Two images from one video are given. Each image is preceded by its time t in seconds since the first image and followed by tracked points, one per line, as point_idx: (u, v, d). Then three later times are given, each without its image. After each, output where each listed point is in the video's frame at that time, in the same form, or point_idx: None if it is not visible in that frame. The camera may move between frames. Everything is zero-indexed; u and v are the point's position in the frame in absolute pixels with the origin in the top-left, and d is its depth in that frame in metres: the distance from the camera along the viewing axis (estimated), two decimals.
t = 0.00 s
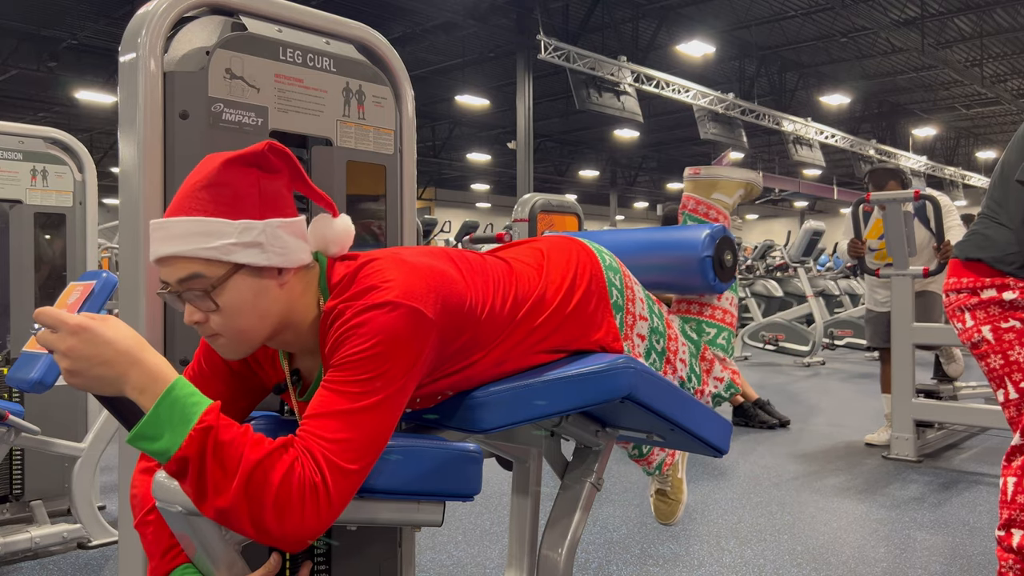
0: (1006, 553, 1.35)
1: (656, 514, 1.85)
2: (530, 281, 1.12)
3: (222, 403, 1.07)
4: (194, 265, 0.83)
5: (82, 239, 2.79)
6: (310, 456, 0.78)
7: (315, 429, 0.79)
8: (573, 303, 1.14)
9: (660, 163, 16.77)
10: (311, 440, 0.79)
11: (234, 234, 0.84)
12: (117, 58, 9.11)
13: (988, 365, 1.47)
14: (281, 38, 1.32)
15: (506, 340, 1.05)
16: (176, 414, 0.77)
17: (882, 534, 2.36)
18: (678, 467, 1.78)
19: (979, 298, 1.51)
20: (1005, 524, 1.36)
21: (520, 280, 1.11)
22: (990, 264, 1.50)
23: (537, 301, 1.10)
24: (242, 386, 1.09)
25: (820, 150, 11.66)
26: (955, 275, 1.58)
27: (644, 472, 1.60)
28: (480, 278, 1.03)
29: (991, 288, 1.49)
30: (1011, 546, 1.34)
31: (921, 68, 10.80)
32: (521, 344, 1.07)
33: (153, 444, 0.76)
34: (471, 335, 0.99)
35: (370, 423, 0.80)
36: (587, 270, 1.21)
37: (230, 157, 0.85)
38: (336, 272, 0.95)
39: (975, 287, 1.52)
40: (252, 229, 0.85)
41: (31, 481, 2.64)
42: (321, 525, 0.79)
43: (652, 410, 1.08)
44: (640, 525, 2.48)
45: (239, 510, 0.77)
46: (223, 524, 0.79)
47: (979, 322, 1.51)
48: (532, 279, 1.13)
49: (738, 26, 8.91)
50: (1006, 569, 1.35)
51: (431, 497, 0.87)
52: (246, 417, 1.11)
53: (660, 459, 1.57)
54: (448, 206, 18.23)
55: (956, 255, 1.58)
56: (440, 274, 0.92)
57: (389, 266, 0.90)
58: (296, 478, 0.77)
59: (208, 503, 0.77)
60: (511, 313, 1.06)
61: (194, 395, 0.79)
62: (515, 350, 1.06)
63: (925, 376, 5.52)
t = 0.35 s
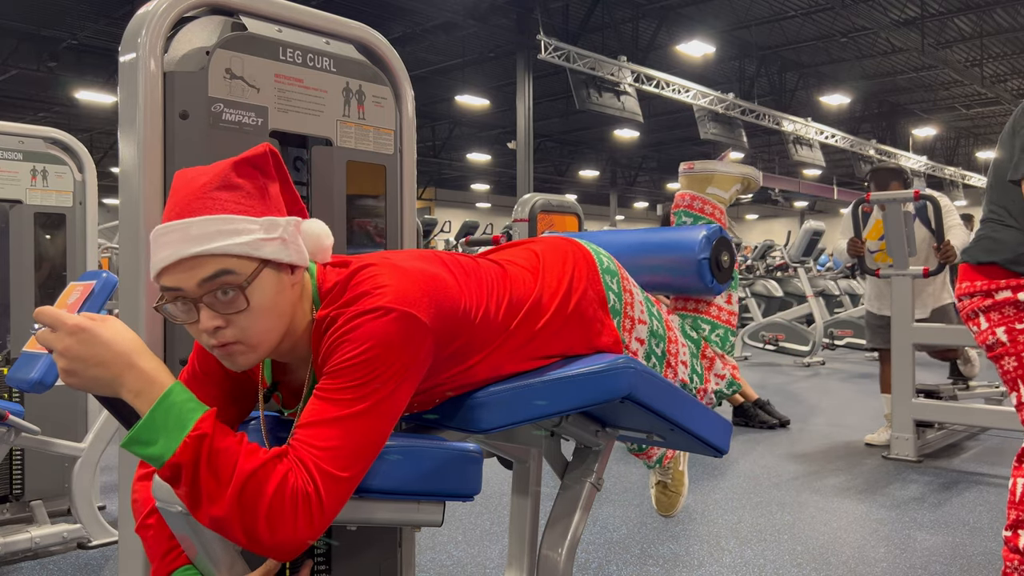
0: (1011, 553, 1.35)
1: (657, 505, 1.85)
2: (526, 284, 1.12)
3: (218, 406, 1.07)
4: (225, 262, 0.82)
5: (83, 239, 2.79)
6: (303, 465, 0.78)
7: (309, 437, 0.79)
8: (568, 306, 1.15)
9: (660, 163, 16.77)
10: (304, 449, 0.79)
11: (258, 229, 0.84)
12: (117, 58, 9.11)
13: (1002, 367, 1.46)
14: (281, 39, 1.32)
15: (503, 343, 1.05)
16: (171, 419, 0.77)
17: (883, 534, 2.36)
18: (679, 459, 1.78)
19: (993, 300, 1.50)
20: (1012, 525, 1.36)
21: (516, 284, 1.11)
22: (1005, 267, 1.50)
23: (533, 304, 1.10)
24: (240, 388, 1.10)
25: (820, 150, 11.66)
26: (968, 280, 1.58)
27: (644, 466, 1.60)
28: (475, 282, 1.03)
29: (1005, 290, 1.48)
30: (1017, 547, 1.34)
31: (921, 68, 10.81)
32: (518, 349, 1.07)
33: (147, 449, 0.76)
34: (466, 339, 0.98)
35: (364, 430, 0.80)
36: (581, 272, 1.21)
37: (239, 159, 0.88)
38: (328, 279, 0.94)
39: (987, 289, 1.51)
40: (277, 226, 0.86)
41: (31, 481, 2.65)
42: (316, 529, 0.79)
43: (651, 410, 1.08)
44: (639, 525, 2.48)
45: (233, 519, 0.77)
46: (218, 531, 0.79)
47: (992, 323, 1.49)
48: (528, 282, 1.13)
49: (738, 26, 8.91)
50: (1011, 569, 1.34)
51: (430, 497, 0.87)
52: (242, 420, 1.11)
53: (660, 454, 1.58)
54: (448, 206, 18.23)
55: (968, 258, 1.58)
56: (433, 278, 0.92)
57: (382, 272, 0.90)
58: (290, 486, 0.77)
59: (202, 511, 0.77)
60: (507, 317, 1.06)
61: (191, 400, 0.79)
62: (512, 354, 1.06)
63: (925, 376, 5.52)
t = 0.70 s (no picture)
0: (1005, 552, 1.35)
1: (645, 513, 1.84)
2: (536, 281, 1.12)
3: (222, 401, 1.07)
4: (254, 230, 0.83)
5: (83, 239, 2.79)
6: (310, 456, 0.78)
7: (316, 429, 0.79)
8: (576, 303, 1.14)
9: (660, 163, 16.77)
10: (313, 440, 0.79)
11: (286, 204, 0.85)
12: (117, 58, 9.12)
13: (996, 366, 1.46)
14: (281, 39, 1.32)
15: (511, 340, 1.05)
16: (177, 413, 0.77)
17: (882, 534, 2.36)
18: (671, 469, 1.77)
19: (986, 298, 1.50)
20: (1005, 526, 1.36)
21: (527, 280, 1.11)
22: (996, 265, 1.51)
23: (542, 300, 1.10)
24: (244, 382, 1.09)
25: (820, 150, 11.66)
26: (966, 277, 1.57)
27: (638, 472, 1.61)
28: (484, 278, 1.02)
29: (999, 289, 1.48)
30: (1010, 546, 1.34)
31: (921, 68, 10.81)
32: (525, 344, 1.07)
33: (155, 443, 0.76)
34: (474, 335, 0.98)
35: (371, 424, 0.80)
36: (594, 273, 1.22)
37: (265, 141, 0.89)
38: (340, 269, 0.94)
39: (983, 287, 1.51)
40: (303, 203, 0.87)
41: (31, 481, 2.65)
42: (321, 525, 0.79)
43: (652, 410, 1.08)
44: (639, 525, 2.48)
45: (240, 510, 0.77)
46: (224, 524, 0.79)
47: (986, 321, 1.49)
48: (543, 280, 1.13)
49: (738, 26, 8.91)
50: (1006, 568, 1.35)
51: (431, 497, 0.87)
52: (246, 415, 1.11)
53: (654, 461, 1.58)
54: (448, 206, 18.22)
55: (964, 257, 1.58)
56: (443, 274, 0.92)
57: (391, 265, 0.90)
58: (297, 478, 0.77)
59: (209, 504, 0.77)
60: (516, 313, 1.06)
61: (198, 395, 0.79)
62: (519, 350, 1.06)
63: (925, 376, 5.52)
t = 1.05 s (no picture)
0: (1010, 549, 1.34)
1: (639, 515, 1.84)
2: (539, 279, 1.12)
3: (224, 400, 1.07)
4: (265, 225, 0.83)
5: (82, 238, 2.79)
6: (313, 451, 0.78)
7: (319, 425, 0.79)
8: (578, 302, 1.14)
9: (660, 163, 16.77)
10: (315, 435, 0.79)
11: (295, 199, 0.85)
12: (117, 58, 9.12)
13: None
14: (281, 38, 1.32)
15: (512, 338, 1.05)
16: (179, 411, 0.77)
17: (882, 534, 2.36)
18: (665, 470, 1.77)
19: None
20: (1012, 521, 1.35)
21: (530, 278, 1.11)
22: None
23: (545, 299, 1.10)
24: (245, 381, 1.09)
25: (820, 150, 11.66)
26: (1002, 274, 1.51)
27: (634, 474, 1.61)
28: (487, 276, 1.02)
29: None
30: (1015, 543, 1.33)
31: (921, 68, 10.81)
32: (526, 342, 1.07)
33: (157, 441, 0.76)
34: (475, 333, 0.98)
35: (373, 421, 0.80)
36: (598, 273, 1.21)
37: (271, 137, 0.89)
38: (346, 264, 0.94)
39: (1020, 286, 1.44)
40: (312, 197, 0.87)
41: (31, 481, 2.65)
42: (323, 520, 0.79)
43: (652, 410, 1.08)
44: (639, 525, 2.48)
45: (243, 505, 0.77)
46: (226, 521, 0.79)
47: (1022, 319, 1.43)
48: (546, 279, 1.13)
49: (738, 26, 8.91)
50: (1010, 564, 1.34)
51: (431, 497, 0.87)
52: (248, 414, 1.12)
53: (650, 462, 1.59)
54: (448, 206, 18.23)
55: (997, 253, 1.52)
56: (445, 272, 0.92)
57: (394, 263, 0.90)
58: (299, 473, 0.77)
59: (211, 499, 0.77)
60: (518, 311, 1.06)
61: (198, 392, 0.79)
62: (520, 348, 1.06)
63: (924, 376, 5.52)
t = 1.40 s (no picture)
0: (1008, 547, 1.35)
1: (643, 515, 1.84)
2: (540, 278, 1.12)
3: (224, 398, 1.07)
4: (267, 221, 0.83)
5: (82, 238, 2.78)
6: (314, 448, 0.78)
7: (319, 423, 0.79)
8: (579, 302, 1.14)
9: (660, 163, 16.77)
10: (316, 433, 0.79)
11: (296, 196, 0.85)
12: (117, 59, 9.12)
13: None
14: (281, 38, 1.32)
15: (512, 337, 1.05)
16: (179, 408, 0.76)
17: (882, 534, 2.36)
18: (668, 471, 1.77)
19: None
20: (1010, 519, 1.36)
21: (532, 277, 1.10)
22: None
23: (546, 299, 1.10)
24: (246, 379, 1.09)
25: (820, 150, 11.66)
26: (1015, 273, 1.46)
27: (635, 475, 1.62)
28: (488, 275, 1.02)
29: None
30: (1012, 540, 1.34)
31: (921, 68, 10.81)
32: (526, 341, 1.07)
33: (158, 439, 0.76)
34: (476, 332, 0.98)
35: (373, 419, 0.80)
36: (600, 274, 1.21)
37: (274, 133, 0.89)
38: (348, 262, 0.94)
39: None
40: (313, 194, 0.87)
41: (31, 481, 2.65)
42: (324, 519, 0.79)
43: (651, 410, 1.09)
44: (639, 525, 2.48)
45: (243, 502, 0.77)
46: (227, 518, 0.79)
47: None
48: (548, 278, 1.13)
49: (738, 26, 8.91)
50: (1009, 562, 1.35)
51: (431, 497, 0.87)
52: (248, 412, 1.12)
53: (653, 463, 1.59)
54: (448, 206, 18.23)
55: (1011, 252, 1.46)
56: (446, 271, 0.92)
57: (395, 262, 0.90)
58: (300, 470, 0.77)
59: (212, 497, 0.77)
60: (519, 310, 1.05)
61: (198, 390, 0.79)
62: (520, 347, 1.06)
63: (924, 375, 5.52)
